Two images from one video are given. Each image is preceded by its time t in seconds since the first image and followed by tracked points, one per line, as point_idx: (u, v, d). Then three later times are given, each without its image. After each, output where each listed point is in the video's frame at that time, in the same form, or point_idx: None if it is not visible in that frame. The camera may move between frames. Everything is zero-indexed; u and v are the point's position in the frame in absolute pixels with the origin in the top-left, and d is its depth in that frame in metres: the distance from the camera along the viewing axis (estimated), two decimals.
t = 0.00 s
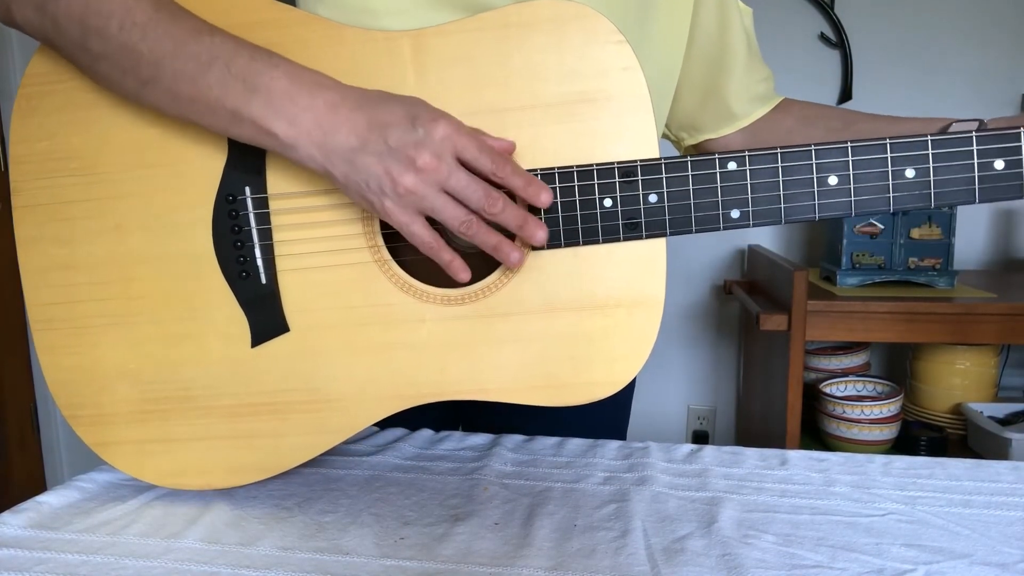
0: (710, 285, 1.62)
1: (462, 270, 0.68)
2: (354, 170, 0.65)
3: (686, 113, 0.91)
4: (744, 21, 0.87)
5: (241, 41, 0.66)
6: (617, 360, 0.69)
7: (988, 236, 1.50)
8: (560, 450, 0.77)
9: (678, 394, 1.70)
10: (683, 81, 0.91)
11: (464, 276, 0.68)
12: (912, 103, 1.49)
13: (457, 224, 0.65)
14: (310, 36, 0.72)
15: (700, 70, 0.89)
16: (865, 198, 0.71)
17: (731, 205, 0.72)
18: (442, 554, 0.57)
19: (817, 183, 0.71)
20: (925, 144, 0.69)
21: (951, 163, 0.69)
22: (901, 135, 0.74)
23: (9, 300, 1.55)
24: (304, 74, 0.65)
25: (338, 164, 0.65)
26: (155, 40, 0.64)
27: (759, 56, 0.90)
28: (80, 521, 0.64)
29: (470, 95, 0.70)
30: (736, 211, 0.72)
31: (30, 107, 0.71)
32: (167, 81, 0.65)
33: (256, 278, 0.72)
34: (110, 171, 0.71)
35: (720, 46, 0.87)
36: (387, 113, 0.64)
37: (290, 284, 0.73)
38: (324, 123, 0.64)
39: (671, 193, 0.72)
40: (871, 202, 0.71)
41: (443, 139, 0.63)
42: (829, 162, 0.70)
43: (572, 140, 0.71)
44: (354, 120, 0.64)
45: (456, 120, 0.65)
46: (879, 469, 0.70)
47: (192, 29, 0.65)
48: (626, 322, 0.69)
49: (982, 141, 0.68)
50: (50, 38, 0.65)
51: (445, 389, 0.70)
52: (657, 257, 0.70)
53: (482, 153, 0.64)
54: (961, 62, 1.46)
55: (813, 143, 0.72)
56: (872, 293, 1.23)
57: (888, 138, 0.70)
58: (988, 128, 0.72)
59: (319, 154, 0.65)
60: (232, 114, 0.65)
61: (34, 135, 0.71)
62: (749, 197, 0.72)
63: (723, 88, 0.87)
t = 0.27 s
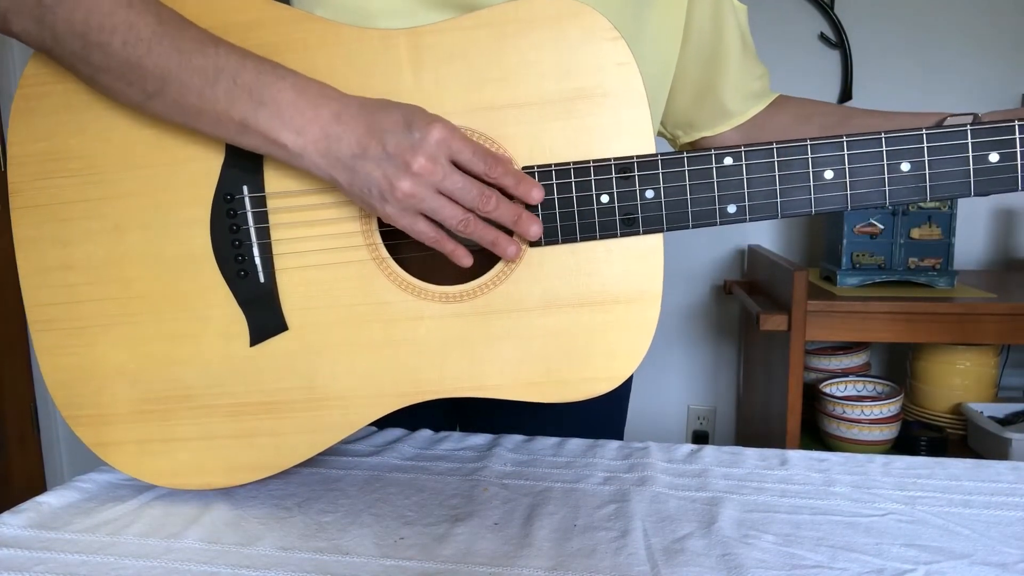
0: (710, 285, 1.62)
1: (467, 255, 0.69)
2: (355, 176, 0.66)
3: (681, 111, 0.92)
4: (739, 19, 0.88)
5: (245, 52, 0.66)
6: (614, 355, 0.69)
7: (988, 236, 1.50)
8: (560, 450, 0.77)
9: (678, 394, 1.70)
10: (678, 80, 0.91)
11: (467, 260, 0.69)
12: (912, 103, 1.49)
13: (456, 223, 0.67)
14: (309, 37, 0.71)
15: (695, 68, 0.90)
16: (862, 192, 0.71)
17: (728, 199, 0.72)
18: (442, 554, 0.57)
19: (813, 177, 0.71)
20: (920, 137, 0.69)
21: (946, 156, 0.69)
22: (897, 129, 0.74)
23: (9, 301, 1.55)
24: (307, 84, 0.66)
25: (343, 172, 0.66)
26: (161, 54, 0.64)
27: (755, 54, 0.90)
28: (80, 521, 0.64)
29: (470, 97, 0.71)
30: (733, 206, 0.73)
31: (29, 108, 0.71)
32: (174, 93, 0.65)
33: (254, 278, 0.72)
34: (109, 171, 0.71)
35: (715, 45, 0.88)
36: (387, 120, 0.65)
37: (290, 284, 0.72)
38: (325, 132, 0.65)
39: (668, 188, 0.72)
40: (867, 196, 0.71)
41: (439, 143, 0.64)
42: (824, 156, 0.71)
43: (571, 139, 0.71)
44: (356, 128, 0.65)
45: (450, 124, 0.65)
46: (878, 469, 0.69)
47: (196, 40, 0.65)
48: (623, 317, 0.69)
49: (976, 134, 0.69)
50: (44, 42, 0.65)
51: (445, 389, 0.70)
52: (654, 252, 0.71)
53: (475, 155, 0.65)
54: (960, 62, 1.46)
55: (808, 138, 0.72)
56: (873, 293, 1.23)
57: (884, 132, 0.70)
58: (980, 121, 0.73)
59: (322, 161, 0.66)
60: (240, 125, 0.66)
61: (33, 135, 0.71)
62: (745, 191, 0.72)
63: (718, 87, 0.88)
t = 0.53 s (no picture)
0: (710, 285, 1.62)
1: (467, 232, 0.66)
2: (358, 147, 0.65)
3: (675, 112, 0.92)
4: (733, 20, 0.88)
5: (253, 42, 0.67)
6: (613, 353, 0.69)
7: (988, 236, 1.50)
8: (559, 450, 0.77)
9: (678, 394, 1.70)
10: (673, 81, 0.92)
11: (467, 237, 0.67)
12: (912, 103, 1.49)
13: (456, 194, 0.65)
14: (308, 38, 0.71)
15: (689, 69, 0.91)
16: (858, 189, 0.71)
17: (726, 197, 0.72)
18: (442, 554, 0.57)
19: (810, 174, 0.71)
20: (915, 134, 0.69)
21: (940, 154, 0.69)
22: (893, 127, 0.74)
23: (9, 301, 1.55)
24: (319, 70, 0.67)
25: (349, 147, 0.66)
26: (171, 43, 0.65)
27: (749, 57, 0.91)
28: (80, 521, 0.64)
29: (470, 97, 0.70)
30: (731, 203, 0.73)
31: (27, 108, 0.71)
32: (183, 82, 0.65)
33: (253, 278, 0.72)
34: (107, 171, 0.71)
35: (710, 45, 0.89)
36: (394, 94, 0.65)
37: (290, 284, 0.72)
38: (331, 109, 0.66)
39: (666, 187, 0.72)
40: (863, 193, 0.71)
41: (437, 107, 0.64)
42: (821, 153, 0.71)
43: (570, 140, 0.71)
44: (365, 102, 0.65)
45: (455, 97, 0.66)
46: (878, 469, 0.69)
47: (204, 31, 0.66)
48: (621, 316, 0.69)
49: (970, 131, 0.69)
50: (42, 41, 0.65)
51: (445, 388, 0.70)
52: (653, 250, 0.71)
53: (472, 120, 0.64)
54: (960, 62, 1.46)
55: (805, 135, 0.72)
56: (873, 293, 1.23)
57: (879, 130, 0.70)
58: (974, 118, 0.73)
59: (329, 138, 0.66)
60: (250, 111, 0.66)
61: (31, 136, 0.71)
62: (742, 189, 0.72)
63: (712, 86, 0.88)
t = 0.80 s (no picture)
0: (710, 285, 1.62)
1: (435, 248, 0.68)
2: (332, 145, 0.66)
3: (673, 113, 0.92)
4: (730, 22, 0.89)
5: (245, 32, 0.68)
6: (612, 353, 0.69)
7: (988, 236, 1.50)
8: (559, 450, 0.77)
9: (678, 394, 1.70)
10: (671, 82, 0.91)
11: (433, 254, 0.68)
12: (913, 102, 1.49)
13: (423, 201, 0.66)
14: (306, 38, 0.71)
15: (687, 70, 0.90)
16: (855, 189, 0.71)
17: (724, 197, 0.72)
18: (442, 554, 0.57)
19: (807, 175, 0.71)
20: (912, 135, 0.69)
21: (937, 155, 0.69)
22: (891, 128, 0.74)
23: (9, 301, 1.55)
24: (306, 61, 0.67)
25: (326, 140, 0.66)
26: (155, 32, 0.66)
27: (745, 56, 0.91)
28: (80, 521, 0.64)
29: (468, 97, 0.71)
30: (729, 204, 0.73)
31: (25, 108, 0.71)
32: (167, 70, 0.66)
33: (253, 278, 0.72)
34: (106, 171, 0.71)
35: (708, 46, 0.89)
36: (373, 91, 0.65)
37: (289, 284, 0.72)
38: (310, 101, 0.66)
39: (664, 187, 0.72)
40: (861, 194, 0.71)
41: (413, 115, 0.64)
42: (819, 154, 0.71)
43: (569, 140, 0.71)
44: (343, 97, 0.65)
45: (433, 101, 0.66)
46: (878, 469, 0.69)
47: (190, 20, 0.67)
48: (620, 317, 0.69)
49: (968, 132, 0.69)
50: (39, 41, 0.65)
51: (444, 388, 0.70)
52: (652, 251, 0.71)
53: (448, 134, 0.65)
54: (960, 62, 1.46)
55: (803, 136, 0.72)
56: (872, 293, 1.23)
57: (877, 130, 0.70)
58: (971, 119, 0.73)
59: (309, 132, 0.67)
60: (234, 101, 0.67)
61: (29, 136, 0.71)
62: (741, 189, 0.72)
63: (710, 88, 0.88)
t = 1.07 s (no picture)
0: (710, 285, 1.62)
1: (435, 244, 0.70)
2: (324, 162, 0.67)
3: (670, 114, 0.93)
4: (727, 22, 0.89)
5: (232, 35, 0.67)
6: (607, 351, 0.69)
7: (988, 236, 1.50)
8: (559, 450, 0.77)
9: (678, 394, 1.70)
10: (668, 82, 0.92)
11: (434, 249, 0.71)
12: (913, 102, 1.49)
13: (414, 218, 0.67)
14: (305, 38, 0.72)
15: (684, 70, 0.91)
16: (849, 183, 0.70)
17: (718, 193, 0.72)
18: (442, 554, 0.57)
19: (801, 170, 0.71)
20: (907, 129, 0.69)
21: (932, 148, 0.68)
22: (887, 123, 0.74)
23: (9, 302, 1.56)
24: (291, 68, 0.67)
25: (320, 154, 0.67)
26: (146, 38, 0.65)
27: (743, 55, 0.91)
28: (80, 521, 0.64)
29: (467, 97, 0.71)
30: (723, 199, 0.72)
31: (23, 108, 0.71)
32: (161, 78, 0.66)
33: (248, 275, 0.72)
34: (104, 171, 0.71)
35: (705, 47, 0.89)
36: (359, 108, 0.65)
37: (288, 283, 0.72)
38: (301, 117, 0.66)
39: (658, 182, 0.72)
40: (856, 188, 0.70)
41: (399, 140, 0.64)
42: (813, 149, 0.70)
43: (568, 140, 0.71)
44: (330, 115, 0.65)
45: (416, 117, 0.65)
46: (878, 469, 0.69)
47: (181, 26, 0.66)
48: (614, 314, 0.69)
49: (962, 125, 0.68)
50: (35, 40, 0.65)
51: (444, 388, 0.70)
52: (646, 247, 0.71)
53: (434, 152, 0.65)
54: (960, 62, 1.46)
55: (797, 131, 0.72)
56: (872, 293, 1.23)
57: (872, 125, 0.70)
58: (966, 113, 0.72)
59: (302, 144, 0.68)
60: (228, 110, 0.67)
61: (27, 136, 0.71)
62: (735, 185, 0.72)
63: (707, 90, 0.88)
